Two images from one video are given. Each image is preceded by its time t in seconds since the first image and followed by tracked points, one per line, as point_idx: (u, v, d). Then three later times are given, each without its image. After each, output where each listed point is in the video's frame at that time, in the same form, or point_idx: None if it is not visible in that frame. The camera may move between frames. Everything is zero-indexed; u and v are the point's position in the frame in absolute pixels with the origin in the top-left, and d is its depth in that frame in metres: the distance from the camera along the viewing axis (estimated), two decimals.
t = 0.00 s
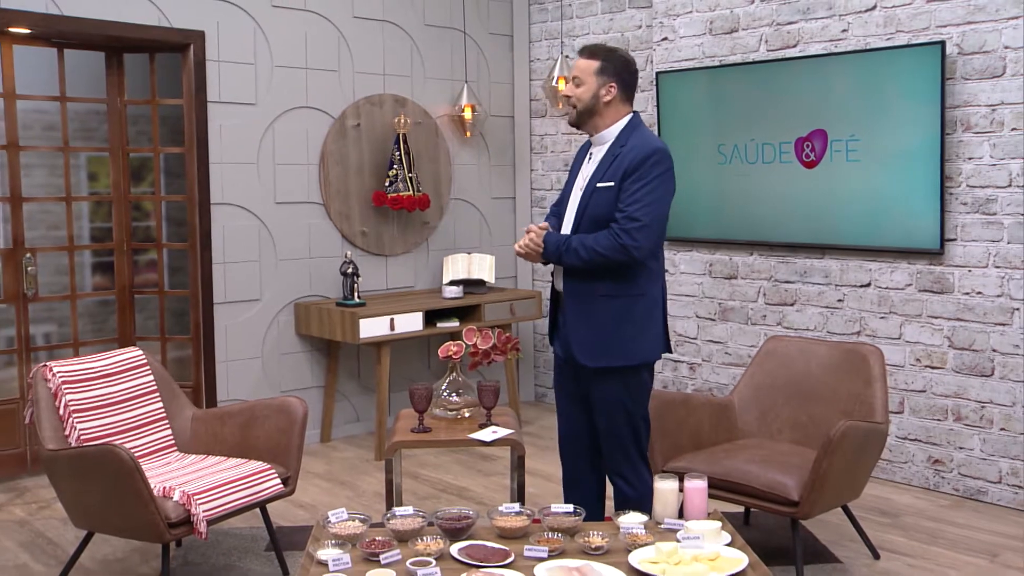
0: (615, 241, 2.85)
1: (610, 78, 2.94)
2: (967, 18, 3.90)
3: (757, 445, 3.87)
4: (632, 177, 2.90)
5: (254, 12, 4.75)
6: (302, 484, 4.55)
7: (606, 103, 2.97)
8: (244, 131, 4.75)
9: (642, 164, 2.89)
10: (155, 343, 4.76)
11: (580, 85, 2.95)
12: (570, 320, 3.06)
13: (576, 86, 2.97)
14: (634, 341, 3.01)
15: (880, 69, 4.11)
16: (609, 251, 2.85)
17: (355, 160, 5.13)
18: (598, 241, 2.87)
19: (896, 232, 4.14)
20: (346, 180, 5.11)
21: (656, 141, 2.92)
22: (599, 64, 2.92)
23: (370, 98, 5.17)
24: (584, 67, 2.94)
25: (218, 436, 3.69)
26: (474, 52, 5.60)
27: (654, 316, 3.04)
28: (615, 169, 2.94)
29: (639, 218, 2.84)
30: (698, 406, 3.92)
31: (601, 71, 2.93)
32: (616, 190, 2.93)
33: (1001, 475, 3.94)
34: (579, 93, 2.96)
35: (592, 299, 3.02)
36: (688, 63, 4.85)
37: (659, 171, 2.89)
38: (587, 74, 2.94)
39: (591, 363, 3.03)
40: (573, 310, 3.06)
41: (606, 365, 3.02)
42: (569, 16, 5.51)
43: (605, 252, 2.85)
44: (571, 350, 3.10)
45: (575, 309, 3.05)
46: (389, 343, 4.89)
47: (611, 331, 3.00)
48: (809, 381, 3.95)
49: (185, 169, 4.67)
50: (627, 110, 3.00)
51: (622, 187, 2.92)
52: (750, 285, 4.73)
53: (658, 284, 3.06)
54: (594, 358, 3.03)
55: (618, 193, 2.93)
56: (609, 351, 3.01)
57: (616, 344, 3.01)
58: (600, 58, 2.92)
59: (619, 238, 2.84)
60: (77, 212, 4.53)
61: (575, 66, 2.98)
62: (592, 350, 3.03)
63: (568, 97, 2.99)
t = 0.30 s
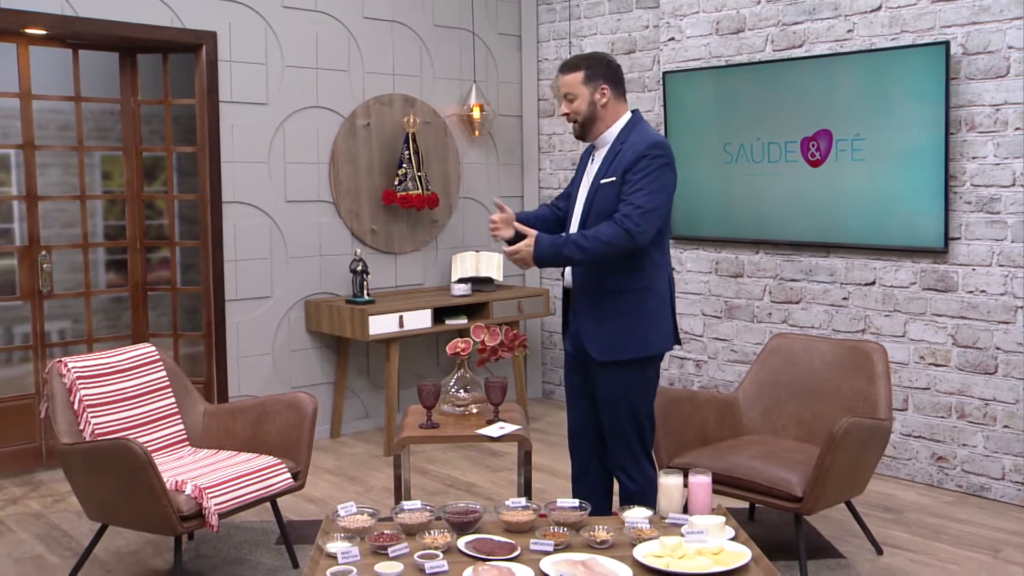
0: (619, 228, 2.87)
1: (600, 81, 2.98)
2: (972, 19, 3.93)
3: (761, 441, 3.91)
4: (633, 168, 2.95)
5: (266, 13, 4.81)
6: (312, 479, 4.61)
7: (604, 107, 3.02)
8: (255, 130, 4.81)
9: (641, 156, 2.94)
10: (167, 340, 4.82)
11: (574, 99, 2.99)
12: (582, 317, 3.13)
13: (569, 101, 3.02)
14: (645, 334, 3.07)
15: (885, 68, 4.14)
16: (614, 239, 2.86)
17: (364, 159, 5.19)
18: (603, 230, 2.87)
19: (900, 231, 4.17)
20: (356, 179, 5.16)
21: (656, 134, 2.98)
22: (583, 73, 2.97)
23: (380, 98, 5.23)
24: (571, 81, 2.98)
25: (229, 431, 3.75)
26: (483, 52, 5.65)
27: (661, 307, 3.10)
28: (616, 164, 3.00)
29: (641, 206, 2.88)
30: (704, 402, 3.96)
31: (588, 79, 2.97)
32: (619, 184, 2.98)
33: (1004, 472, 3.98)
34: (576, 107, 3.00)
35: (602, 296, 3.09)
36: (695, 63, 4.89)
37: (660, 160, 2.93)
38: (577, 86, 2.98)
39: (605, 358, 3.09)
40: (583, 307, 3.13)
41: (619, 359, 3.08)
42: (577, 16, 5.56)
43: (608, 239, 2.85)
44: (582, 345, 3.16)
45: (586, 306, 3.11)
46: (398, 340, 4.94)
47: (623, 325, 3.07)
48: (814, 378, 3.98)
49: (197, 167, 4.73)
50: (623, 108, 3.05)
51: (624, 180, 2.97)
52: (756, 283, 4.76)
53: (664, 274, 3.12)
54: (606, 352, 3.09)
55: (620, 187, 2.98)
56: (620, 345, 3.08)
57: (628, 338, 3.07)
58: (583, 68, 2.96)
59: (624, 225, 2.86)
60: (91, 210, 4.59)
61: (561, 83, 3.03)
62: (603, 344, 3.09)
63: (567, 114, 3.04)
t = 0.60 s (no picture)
0: (662, 206, 2.80)
1: (588, 86, 3.05)
2: (975, 19, 3.96)
3: (764, 438, 3.94)
4: (634, 165, 2.98)
5: (275, 13, 4.87)
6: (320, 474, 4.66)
7: (591, 112, 3.08)
8: (265, 130, 4.87)
9: (641, 151, 2.98)
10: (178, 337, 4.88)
11: (562, 105, 3.06)
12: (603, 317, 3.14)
13: (557, 107, 3.09)
14: (667, 328, 3.10)
15: (889, 68, 4.17)
16: (662, 217, 2.77)
17: (372, 158, 5.24)
18: (650, 210, 2.77)
19: (903, 230, 4.21)
20: (364, 178, 5.21)
21: (648, 130, 3.03)
22: (570, 79, 3.04)
23: (388, 98, 5.28)
24: (559, 88, 3.06)
25: (239, 427, 3.80)
26: (490, 52, 5.69)
27: (678, 299, 3.12)
28: (617, 166, 3.04)
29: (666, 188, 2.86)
30: (708, 399, 4.00)
31: (575, 85, 3.04)
32: (626, 183, 3.01)
33: (1005, 469, 4.01)
34: (564, 113, 3.07)
35: (621, 296, 3.09)
36: (700, 63, 4.92)
37: (659, 149, 2.97)
38: (564, 92, 3.05)
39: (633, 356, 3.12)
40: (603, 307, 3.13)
41: (647, 356, 3.11)
42: (584, 17, 5.61)
43: (659, 220, 2.77)
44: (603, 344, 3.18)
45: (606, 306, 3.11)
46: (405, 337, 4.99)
47: (645, 323, 3.08)
48: (818, 375, 4.02)
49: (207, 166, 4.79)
50: (613, 111, 3.12)
51: (629, 178, 2.99)
52: (760, 281, 4.80)
53: (675, 262, 3.12)
54: (633, 351, 3.11)
55: (627, 185, 3.00)
56: (646, 343, 3.10)
57: (653, 334, 3.09)
58: (570, 75, 3.03)
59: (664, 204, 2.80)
60: (103, 209, 4.65)
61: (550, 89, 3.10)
62: (630, 343, 3.11)
63: (556, 120, 3.11)
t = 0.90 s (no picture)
0: (675, 207, 2.83)
1: (597, 83, 3.10)
2: (972, 20, 4.00)
3: (764, 434, 3.99)
4: (638, 167, 3.02)
5: (280, 13, 4.92)
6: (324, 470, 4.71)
7: (595, 110, 3.13)
8: (269, 129, 4.91)
9: (644, 153, 3.02)
10: (184, 334, 4.94)
11: (569, 96, 3.12)
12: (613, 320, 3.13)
13: (564, 98, 3.14)
14: (674, 327, 3.13)
15: (887, 68, 4.21)
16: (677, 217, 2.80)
17: (376, 157, 5.28)
18: (664, 211, 2.80)
19: (902, 229, 4.25)
20: (368, 176, 5.26)
21: (649, 132, 3.07)
22: (584, 73, 3.10)
23: (392, 98, 5.33)
24: (570, 79, 3.11)
25: (245, 423, 3.85)
26: (493, 52, 5.74)
27: (680, 299, 3.16)
28: (620, 168, 3.07)
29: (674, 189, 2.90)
30: (708, 397, 4.05)
31: (587, 80, 3.10)
32: (631, 185, 3.03)
33: (1002, 466, 4.05)
34: (569, 104, 3.13)
35: (631, 299, 3.09)
36: (701, 63, 4.97)
37: (661, 150, 3.02)
38: (574, 84, 3.11)
39: (643, 359, 3.12)
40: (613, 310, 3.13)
41: (657, 358, 3.12)
42: (586, 17, 5.65)
43: (680, 220, 2.81)
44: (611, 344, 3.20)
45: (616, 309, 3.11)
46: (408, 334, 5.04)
47: (652, 323, 3.11)
48: (817, 372, 4.06)
49: (213, 165, 4.84)
50: (617, 112, 3.17)
51: (634, 181, 3.02)
52: (760, 279, 4.85)
53: (678, 264, 3.17)
54: (640, 352, 3.12)
55: (631, 188, 3.03)
56: (655, 344, 3.11)
57: (663, 335, 3.11)
58: (583, 69, 3.09)
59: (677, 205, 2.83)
60: (110, 207, 4.72)
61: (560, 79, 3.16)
62: (637, 345, 3.12)
63: (559, 109, 3.16)
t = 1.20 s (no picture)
0: (666, 212, 2.87)
1: (612, 79, 3.16)
2: (966, 22, 4.04)
3: (759, 431, 4.03)
4: (637, 169, 3.06)
5: (282, 14, 4.96)
6: (326, 466, 4.77)
7: (605, 104, 3.19)
8: (271, 129, 4.96)
9: (645, 156, 3.06)
10: (187, 332, 4.99)
11: (583, 84, 3.17)
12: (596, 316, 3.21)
13: (578, 84, 3.19)
14: (658, 328, 3.19)
15: (882, 69, 4.25)
16: (667, 222, 2.84)
17: (377, 157, 5.33)
18: (655, 214, 2.84)
19: (897, 228, 4.29)
20: (368, 175, 5.31)
21: (652, 136, 3.11)
22: (605, 66, 3.15)
23: (392, 98, 5.38)
24: (590, 67, 3.16)
25: (247, 418, 3.90)
26: (493, 52, 5.78)
27: (667, 301, 3.22)
28: (620, 168, 3.11)
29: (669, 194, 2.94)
30: (706, 393, 4.09)
31: (606, 73, 3.15)
32: (628, 185, 3.08)
33: (995, 462, 4.10)
34: (583, 92, 3.17)
35: (615, 296, 3.17)
36: (699, 64, 5.01)
37: (661, 154, 3.06)
38: (592, 73, 3.16)
39: (623, 356, 3.19)
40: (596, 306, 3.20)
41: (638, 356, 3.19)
42: (585, 18, 5.70)
43: (669, 225, 2.85)
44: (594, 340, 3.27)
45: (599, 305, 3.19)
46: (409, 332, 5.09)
47: (635, 322, 3.17)
48: (812, 369, 4.11)
49: (215, 165, 4.88)
50: (625, 112, 3.22)
51: (632, 181, 3.07)
52: (757, 277, 4.89)
53: (668, 268, 3.23)
54: (622, 350, 3.19)
55: (628, 187, 3.07)
56: (637, 343, 3.18)
57: (644, 335, 3.18)
58: (606, 61, 3.14)
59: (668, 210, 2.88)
60: (114, 206, 4.76)
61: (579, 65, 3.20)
62: (619, 342, 3.19)
63: (570, 94, 3.20)
